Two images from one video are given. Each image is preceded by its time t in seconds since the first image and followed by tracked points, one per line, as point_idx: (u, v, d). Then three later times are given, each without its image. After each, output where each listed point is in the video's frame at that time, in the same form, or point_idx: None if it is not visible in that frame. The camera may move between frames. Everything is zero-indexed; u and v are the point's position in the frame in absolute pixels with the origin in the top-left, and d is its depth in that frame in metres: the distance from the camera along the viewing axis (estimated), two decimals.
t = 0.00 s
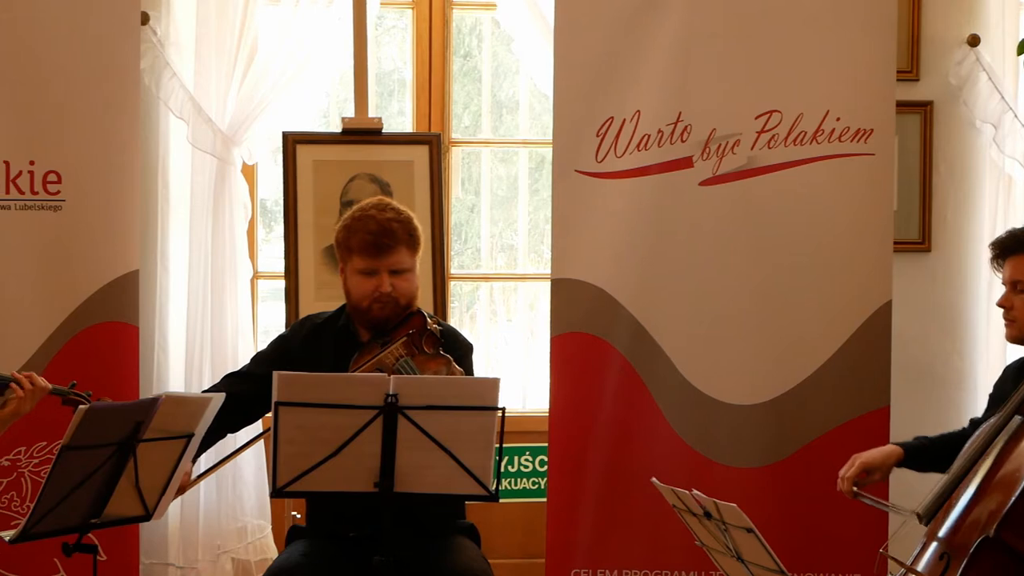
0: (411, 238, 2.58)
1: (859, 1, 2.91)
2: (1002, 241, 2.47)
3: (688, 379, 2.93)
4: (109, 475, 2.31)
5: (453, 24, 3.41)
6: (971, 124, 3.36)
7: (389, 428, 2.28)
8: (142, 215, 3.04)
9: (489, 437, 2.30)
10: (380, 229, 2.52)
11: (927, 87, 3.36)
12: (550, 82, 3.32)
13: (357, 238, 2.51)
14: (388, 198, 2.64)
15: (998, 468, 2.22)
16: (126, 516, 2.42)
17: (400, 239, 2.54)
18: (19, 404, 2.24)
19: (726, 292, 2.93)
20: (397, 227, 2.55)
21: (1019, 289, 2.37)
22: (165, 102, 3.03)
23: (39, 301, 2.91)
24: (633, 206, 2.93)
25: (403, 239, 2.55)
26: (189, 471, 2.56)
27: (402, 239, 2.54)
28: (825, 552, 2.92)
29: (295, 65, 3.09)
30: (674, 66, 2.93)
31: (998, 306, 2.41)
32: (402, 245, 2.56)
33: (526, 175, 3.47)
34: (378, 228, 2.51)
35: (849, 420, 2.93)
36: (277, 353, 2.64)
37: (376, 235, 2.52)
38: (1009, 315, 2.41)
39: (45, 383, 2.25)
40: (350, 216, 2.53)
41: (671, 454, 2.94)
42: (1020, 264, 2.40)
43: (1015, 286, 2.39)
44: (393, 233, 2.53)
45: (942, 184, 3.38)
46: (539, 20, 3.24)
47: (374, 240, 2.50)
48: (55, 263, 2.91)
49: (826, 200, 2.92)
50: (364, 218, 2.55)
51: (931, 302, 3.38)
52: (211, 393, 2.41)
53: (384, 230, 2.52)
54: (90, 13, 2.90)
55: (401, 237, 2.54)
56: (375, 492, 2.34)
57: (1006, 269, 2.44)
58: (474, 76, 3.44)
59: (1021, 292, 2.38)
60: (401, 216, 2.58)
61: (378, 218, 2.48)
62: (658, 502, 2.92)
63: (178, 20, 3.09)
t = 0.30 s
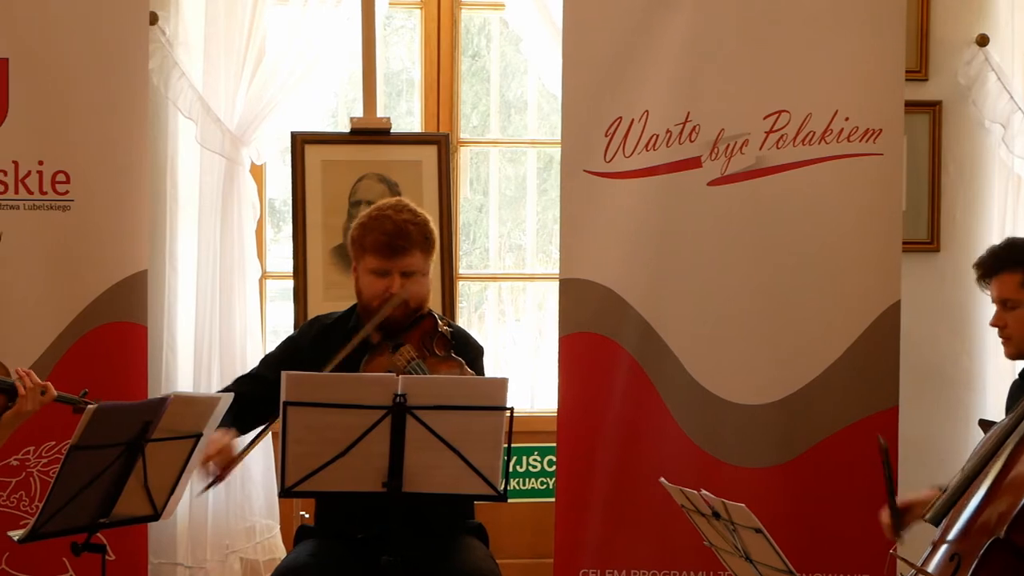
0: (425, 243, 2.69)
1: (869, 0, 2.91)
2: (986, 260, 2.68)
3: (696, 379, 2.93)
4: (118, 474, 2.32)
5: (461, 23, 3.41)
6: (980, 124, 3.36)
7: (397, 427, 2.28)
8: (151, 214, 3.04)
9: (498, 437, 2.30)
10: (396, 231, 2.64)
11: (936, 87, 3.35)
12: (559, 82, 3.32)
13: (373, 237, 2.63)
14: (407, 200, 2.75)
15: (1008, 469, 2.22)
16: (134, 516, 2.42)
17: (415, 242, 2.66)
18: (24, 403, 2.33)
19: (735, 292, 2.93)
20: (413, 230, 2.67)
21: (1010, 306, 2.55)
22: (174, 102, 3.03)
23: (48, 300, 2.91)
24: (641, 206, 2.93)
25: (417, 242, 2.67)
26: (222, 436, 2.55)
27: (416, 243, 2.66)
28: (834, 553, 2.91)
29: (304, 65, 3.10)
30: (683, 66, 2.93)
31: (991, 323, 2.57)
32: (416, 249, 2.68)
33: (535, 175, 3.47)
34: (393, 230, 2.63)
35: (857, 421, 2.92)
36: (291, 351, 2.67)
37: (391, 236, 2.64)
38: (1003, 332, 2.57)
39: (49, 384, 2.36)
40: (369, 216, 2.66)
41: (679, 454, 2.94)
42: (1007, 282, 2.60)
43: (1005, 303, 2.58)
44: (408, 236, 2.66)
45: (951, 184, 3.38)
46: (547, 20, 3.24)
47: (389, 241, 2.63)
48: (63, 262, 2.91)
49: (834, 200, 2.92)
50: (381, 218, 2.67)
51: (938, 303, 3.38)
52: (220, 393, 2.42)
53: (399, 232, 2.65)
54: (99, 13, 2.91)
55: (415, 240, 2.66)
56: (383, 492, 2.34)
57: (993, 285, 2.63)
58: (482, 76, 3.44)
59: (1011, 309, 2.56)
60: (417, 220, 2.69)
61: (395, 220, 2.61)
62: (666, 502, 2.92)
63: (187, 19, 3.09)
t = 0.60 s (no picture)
0: (449, 258, 2.64)
1: None
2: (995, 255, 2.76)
3: (707, 379, 2.93)
4: (129, 473, 2.33)
5: (472, 23, 3.42)
6: (992, 124, 3.35)
7: (408, 427, 2.28)
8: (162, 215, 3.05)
9: (510, 437, 2.30)
10: (419, 243, 2.60)
11: (948, 86, 3.35)
12: (570, 81, 3.32)
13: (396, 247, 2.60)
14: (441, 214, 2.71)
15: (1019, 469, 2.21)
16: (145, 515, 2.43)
17: (438, 255, 2.61)
18: (39, 406, 2.40)
19: (745, 292, 2.93)
20: (437, 243, 2.62)
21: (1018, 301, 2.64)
22: (186, 102, 3.03)
23: (59, 301, 2.91)
24: (651, 206, 2.92)
25: (441, 256, 2.62)
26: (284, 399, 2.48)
27: (438, 256, 2.61)
28: (845, 553, 2.91)
29: (315, 65, 3.10)
30: (694, 65, 2.93)
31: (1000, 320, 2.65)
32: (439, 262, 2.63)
33: (546, 175, 3.47)
34: (417, 240, 2.59)
35: (869, 421, 2.92)
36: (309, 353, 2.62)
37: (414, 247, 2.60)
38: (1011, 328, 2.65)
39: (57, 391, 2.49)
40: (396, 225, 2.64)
41: (690, 454, 2.94)
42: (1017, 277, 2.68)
43: (1013, 298, 2.66)
44: (431, 248, 2.61)
45: (963, 184, 3.37)
46: (558, 20, 3.23)
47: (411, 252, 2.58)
48: (73, 263, 2.91)
49: (845, 200, 2.92)
50: (408, 228, 2.66)
51: (950, 303, 3.37)
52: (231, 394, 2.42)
53: (423, 243, 2.60)
54: (111, 13, 2.91)
55: (438, 254, 2.61)
56: (393, 492, 2.34)
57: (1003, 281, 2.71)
58: (493, 76, 3.44)
59: (1017, 304, 2.66)
60: (445, 235, 2.64)
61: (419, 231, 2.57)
62: (677, 502, 2.92)
63: (198, 19, 3.09)
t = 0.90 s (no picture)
0: (485, 285, 2.43)
1: None
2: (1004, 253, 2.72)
3: (722, 380, 2.93)
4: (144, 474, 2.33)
5: (487, 23, 3.42)
6: (1008, 124, 3.34)
7: (423, 427, 2.28)
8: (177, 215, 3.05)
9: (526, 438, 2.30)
10: (452, 266, 2.39)
11: (963, 86, 3.34)
12: (584, 81, 3.32)
13: (427, 268, 2.39)
14: (482, 238, 2.51)
15: None
16: (160, 515, 2.44)
17: (472, 280, 2.40)
18: (78, 432, 2.33)
19: (760, 292, 2.92)
20: (472, 268, 2.41)
21: None
22: (201, 102, 3.03)
23: (75, 301, 2.92)
24: (666, 206, 2.92)
25: (475, 281, 2.41)
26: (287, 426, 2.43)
27: (472, 282, 2.40)
28: (860, 554, 2.91)
29: (330, 66, 3.10)
30: (709, 65, 2.92)
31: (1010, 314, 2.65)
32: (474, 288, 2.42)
33: (560, 175, 3.47)
34: (451, 263, 2.39)
35: (884, 422, 2.92)
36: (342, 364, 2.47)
37: (446, 270, 2.39)
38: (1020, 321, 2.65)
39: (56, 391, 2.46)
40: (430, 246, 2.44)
41: (705, 454, 2.94)
42: None
43: None
44: (466, 273, 2.40)
45: (979, 184, 3.36)
46: (572, 20, 3.23)
47: (444, 275, 2.37)
48: (90, 263, 2.92)
49: (861, 200, 2.91)
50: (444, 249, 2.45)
51: (966, 303, 3.36)
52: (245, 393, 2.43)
53: (456, 267, 2.39)
54: (127, 14, 2.92)
55: (472, 280, 2.40)
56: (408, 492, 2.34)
57: (1014, 278, 2.67)
58: (508, 76, 3.44)
59: None
60: (482, 260, 2.43)
61: (451, 253, 2.36)
62: (691, 501, 2.92)
63: (212, 20, 3.10)
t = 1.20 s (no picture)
0: (522, 305, 2.32)
1: None
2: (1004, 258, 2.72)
3: (739, 380, 2.92)
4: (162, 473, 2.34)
5: (504, 23, 3.42)
6: None
7: (440, 427, 2.26)
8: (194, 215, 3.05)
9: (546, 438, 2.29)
10: (488, 283, 2.29)
11: (981, 86, 3.34)
12: (601, 82, 3.31)
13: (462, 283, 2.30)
14: (526, 255, 2.39)
15: None
16: (178, 515, 2.44)
17: (508, 300, 2.29)
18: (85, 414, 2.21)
19: (777, 292, 2.92)
20: (509, 286, 2.31)
21: None
22: (218, 102, 3.03)
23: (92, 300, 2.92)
24: (684, 205, 2.92)
25: (511, 300, 2.30)
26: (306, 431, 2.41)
27: (508, 301, 2.29)
28: (877, 554, 2.90)
29: (347, 66, 3.10)
30: (727, 65, 2.92)
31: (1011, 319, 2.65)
32: (510, 306, 2.31)
33: (577, 175, 3.47)
34: (487, 280, 2.29)
35: (901, 423, 2.91)
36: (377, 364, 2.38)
37: (482, 286, 2.29)
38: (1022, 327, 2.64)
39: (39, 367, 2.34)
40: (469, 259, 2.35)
41: (722, 455, 2.93)
42: None
43: None
44: (502, 291, 2.29)
45: (997, 184, 3.36)
46: (590, 20, 3.23)
47: (478, 292, 2.28)
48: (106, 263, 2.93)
49: (878, 200, 2.91)
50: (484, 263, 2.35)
51: (984, 303, 3.36)
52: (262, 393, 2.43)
53: (493, 283, 2.29)
54: (145, 14, 2.92)
55: (508, 299, 2.29)
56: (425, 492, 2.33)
57: (1014, 284, 2.68)
58: (525, 76, 3.44)
59: None
60: (522, 278, 2.32)
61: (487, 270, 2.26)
62: (708, 502, 2.92)
63: (230, 20, 3.10)
